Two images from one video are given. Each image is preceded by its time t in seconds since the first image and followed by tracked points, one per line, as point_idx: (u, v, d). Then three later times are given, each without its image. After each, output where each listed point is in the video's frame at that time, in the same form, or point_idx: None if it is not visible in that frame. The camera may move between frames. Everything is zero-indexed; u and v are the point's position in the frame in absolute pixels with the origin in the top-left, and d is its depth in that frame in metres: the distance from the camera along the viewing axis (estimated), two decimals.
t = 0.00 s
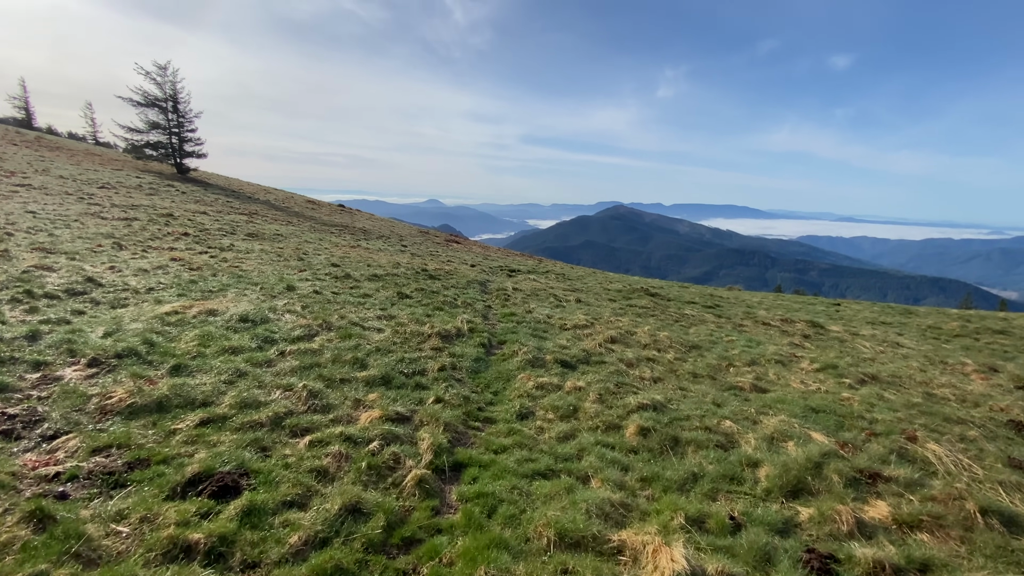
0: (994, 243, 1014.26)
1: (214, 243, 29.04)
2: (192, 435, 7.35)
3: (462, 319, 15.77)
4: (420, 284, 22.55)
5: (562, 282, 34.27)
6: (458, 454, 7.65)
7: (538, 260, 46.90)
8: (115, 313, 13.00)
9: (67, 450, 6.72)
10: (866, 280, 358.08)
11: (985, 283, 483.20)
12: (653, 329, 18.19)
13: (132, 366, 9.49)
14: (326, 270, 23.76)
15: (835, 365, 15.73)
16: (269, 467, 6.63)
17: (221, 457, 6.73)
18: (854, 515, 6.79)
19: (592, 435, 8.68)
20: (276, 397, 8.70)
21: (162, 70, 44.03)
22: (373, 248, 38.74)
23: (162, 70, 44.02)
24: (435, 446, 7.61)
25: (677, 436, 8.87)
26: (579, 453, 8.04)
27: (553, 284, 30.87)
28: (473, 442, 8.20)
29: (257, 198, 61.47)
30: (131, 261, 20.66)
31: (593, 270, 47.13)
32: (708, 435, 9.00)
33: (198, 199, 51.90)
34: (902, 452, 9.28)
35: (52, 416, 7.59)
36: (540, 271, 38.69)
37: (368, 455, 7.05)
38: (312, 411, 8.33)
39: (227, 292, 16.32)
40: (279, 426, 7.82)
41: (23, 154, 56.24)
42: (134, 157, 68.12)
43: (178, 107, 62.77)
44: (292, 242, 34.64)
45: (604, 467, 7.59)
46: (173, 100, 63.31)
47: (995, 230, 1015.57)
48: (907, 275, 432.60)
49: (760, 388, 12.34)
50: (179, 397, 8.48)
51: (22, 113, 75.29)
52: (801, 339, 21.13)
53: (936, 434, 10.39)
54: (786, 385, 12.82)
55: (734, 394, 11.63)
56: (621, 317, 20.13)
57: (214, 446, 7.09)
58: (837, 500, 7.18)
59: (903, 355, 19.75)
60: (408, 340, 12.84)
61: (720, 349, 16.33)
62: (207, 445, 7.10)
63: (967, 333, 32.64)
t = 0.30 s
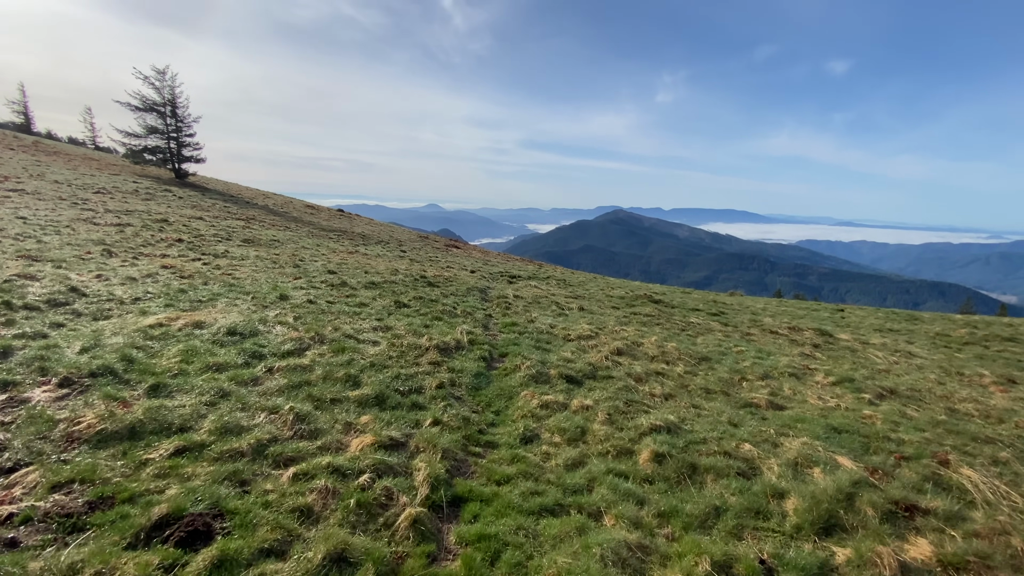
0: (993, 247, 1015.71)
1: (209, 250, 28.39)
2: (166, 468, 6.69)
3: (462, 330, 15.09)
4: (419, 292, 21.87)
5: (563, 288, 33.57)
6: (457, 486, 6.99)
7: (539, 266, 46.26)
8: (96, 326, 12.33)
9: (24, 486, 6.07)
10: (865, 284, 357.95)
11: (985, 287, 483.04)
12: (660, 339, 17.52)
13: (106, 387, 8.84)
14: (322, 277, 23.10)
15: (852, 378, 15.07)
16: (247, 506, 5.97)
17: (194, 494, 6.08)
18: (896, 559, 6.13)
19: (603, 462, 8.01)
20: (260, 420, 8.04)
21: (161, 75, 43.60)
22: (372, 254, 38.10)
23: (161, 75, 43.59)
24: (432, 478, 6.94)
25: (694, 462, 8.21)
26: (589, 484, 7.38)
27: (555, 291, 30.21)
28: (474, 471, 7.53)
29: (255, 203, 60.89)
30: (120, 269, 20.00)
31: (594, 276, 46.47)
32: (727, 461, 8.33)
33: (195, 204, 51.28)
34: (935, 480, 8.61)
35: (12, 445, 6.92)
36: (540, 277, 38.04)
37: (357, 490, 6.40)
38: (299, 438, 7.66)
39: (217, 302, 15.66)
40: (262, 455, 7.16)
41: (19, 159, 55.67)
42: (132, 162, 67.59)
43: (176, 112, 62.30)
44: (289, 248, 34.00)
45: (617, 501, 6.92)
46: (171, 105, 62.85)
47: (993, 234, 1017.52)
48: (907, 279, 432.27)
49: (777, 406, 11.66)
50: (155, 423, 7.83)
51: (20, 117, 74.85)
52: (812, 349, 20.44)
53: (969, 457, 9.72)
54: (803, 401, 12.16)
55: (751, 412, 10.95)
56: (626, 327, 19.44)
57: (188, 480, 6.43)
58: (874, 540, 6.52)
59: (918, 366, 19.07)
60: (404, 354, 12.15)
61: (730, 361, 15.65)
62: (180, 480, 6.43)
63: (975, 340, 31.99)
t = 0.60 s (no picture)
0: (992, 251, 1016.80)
1: (201, 255, 27.70)
2: (124, 498, 6.02)
3: (458, 339, 14.39)
4: (415, 298, 21.16)
5: (564, 294, 32.87)
6: (448, 517, 6.29)
7: (539, 270, 45.55)
8: (70, 336, 11.63)
9: None
10: (866, 289, 357.47)
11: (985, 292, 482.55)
12: (665, 347, 16.81)
13: (70, 405, 8.15)
14: (316, 283, 22.41)
15: (867, 389, 14.37)
16: (210, 545, 5.30)
17: (151, 531, 5.41)
18: None
19: (610, 487, 7.32)
20: (234, 441, 7.36)
21: (158, 78, 43.16)
22: (369, 258, 37.44)
23: (158, 78, 43.14)
24: (421, 508, 6.26)
25: (708, 486, 7.52)
26: (594, 514, 6.69)
27: (555, 297, 29.54)
28: (468, 499, 6.84)
29: (253, 207, 60.30)
30: (105, 275, 19.30)
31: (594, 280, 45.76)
32: (744, 485, 7.64)
33: (191, 208, 50.62)
34: (971, 505, 7.90)
35: None
36: (540, 282, 37.33)
37: (336, 525, 5.73)
38: (276, 462, 6.98)
39: (203, 309, 14.97)
40: (233, 483, 6.47)
41: (15, 163, 55.09)
42: (129, 167, 67.10)
43: (174, 116, 61.81)
44: (284, 253, 33.33)
45: (627, 535, 6.23)
46: (169, 109, 62.39)
47: (992, 239, 1019.20)
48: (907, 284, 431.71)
49: (792, 421, 10.96)
50: (117, 445, 7.15)
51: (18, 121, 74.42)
52: (821, 357, 19.73)
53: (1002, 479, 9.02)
54: (820, 416, 11.45)
55: (766, 428, 10.26)
56: (629, 334, 18.72)
57: (146, 514, 5.73)
58: None
59: (932, 375, 18.37)
60: (396, 365, 11.45)
61: (739, 371, 14.94)
62: (138, 514, 5.75)
63: (984, 347, 31.28)
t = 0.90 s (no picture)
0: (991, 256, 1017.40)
1: (190, 259, 26.87)
2: (53, 539, 5.19)
3: (451, 347, 13.54)
4: (409, 303, 20.32)
5: (563, 298, 32.02)
6: (430, 560, 5.47)
7: (538, 274, 44.69)
8: (32, 345, 10.80)
9: None
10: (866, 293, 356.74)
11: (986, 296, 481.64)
12: (670, 355, 15.97)
13: (14, 424, 7.33)
14: (306, 288, 21.58)
15: (885, 400, 13.53)
16: None
17: None
18: None
19: (615, 519, 6.48)
20: (191, 467, 6.56)
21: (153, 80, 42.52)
22: (365, 262, 36.64)
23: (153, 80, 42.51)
24: (398, 549, 5.43)
25: (725, 517, 6.70)
26: (598, 553, 5.86)
27: (555, 302, 28.72)
28: (453, 535, 6.01)
29: (249, 211, 59.59)
30: (85, 279, 18.47)
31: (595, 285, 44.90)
32: (765, 515, 6.81)
33: (185, 211, 49.81)
34: (1018, 536, 7.07)
35: None
36: (539, 286, 36.46)
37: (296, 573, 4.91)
38: (237, 492, 6.16)
39: (182, 316, 14.14)
40: (184, 518, 5.66)
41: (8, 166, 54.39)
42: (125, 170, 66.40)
43: (171, 119, 61.15)
44: (277, 257, 32.51)
45: None
46: (166, 112, 61.74)
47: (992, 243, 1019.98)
48: (907, 287, 431.06)
49: (810, 437, 10.14)
50: (59, 472, 6.33)
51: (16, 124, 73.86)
52: (832, 365, 18.88)
53: None
54: (839, 432, 10.61)
55: (783, 446, 9.43)
56: (632, 341, 17.86)
57: (75, 558, 4.92)
58: None
59: (950, 385, 17.53)
60: (383, 376, 10.60)
61: (749, 380, 14.10)
62: (65, 558, 4.93)
63: (995, 353, 30.38)
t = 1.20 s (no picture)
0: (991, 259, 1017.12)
1: (182, 265, 26.15)
2: None
3: (447, 359, 12.82)
4: (405, 312, 19.59)
5: (564, 304, 31.27)
6: None
7: (538, 279, 43.92)
8: None
9: None
10: (867, 297, 356.06)
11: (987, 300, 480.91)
12: (677, 367, 15.24)
13: None
14: (299, 295, 20.86)
15: (906, 416, 12.80)
16: None
17: None
18: None
19: (626, 566, 5.77)
20: (148, 508, 5.85)
21: (151, 84, 41.97)
22: (362, 268, 35.94)
23: (151, 83, 41.97)
24: None
25: (748, 561, 5.99)
26: None
27: (556, 308, 28.00)
28: None
29: (248, 215, 58.93)
30: (67, 287, 17.74)
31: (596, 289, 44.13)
32: (793, 557, 6.11)
33: (181, 216, 49.12)
34: None
35: None
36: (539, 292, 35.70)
37: None
38: (199, 538, 5.46)
39: (163, 327, 13.41)
40: (134, 572, 4.95)
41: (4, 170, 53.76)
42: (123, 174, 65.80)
43: (169, 124, 60.59)
44: (272, 262, 31.81)
45: None
46: (165, 116, 61.18)
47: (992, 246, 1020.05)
48: (908, 291, 429.86)
49: (832, 461, 9.43)
50: None
51: (17, 127, 73.45)
52: (845, 375, 18.14)
53: None
54: (862, 455, 9.89)
55: (803, 474, 8.72)
56: (637, 351, 17.12)
57: None
58: None
59: (969, 398, 16.79)
60: (371, 394, 9.87)
61: (761, 394, 13.37)
62: None
63: (1006, 360, 29.65)
